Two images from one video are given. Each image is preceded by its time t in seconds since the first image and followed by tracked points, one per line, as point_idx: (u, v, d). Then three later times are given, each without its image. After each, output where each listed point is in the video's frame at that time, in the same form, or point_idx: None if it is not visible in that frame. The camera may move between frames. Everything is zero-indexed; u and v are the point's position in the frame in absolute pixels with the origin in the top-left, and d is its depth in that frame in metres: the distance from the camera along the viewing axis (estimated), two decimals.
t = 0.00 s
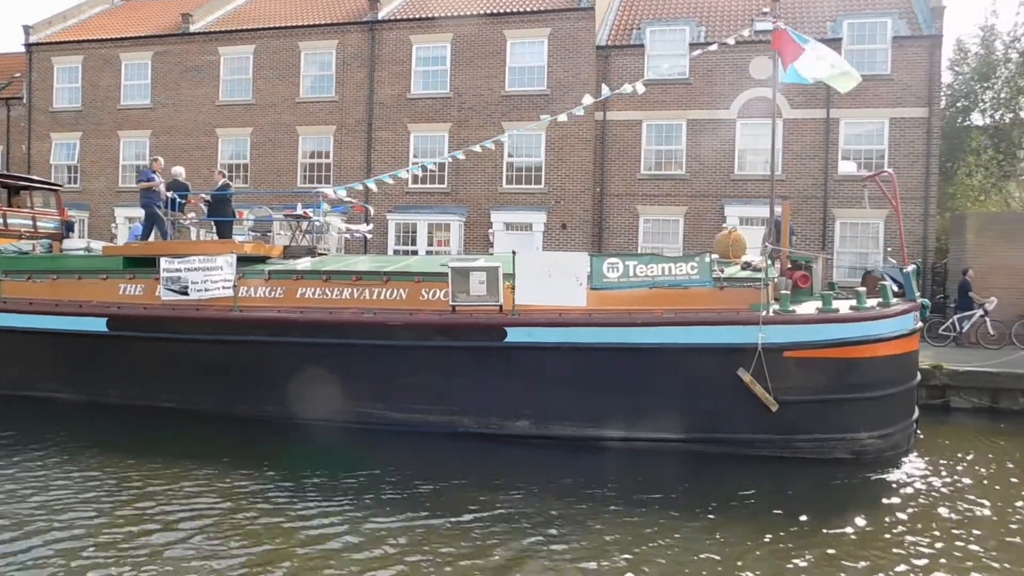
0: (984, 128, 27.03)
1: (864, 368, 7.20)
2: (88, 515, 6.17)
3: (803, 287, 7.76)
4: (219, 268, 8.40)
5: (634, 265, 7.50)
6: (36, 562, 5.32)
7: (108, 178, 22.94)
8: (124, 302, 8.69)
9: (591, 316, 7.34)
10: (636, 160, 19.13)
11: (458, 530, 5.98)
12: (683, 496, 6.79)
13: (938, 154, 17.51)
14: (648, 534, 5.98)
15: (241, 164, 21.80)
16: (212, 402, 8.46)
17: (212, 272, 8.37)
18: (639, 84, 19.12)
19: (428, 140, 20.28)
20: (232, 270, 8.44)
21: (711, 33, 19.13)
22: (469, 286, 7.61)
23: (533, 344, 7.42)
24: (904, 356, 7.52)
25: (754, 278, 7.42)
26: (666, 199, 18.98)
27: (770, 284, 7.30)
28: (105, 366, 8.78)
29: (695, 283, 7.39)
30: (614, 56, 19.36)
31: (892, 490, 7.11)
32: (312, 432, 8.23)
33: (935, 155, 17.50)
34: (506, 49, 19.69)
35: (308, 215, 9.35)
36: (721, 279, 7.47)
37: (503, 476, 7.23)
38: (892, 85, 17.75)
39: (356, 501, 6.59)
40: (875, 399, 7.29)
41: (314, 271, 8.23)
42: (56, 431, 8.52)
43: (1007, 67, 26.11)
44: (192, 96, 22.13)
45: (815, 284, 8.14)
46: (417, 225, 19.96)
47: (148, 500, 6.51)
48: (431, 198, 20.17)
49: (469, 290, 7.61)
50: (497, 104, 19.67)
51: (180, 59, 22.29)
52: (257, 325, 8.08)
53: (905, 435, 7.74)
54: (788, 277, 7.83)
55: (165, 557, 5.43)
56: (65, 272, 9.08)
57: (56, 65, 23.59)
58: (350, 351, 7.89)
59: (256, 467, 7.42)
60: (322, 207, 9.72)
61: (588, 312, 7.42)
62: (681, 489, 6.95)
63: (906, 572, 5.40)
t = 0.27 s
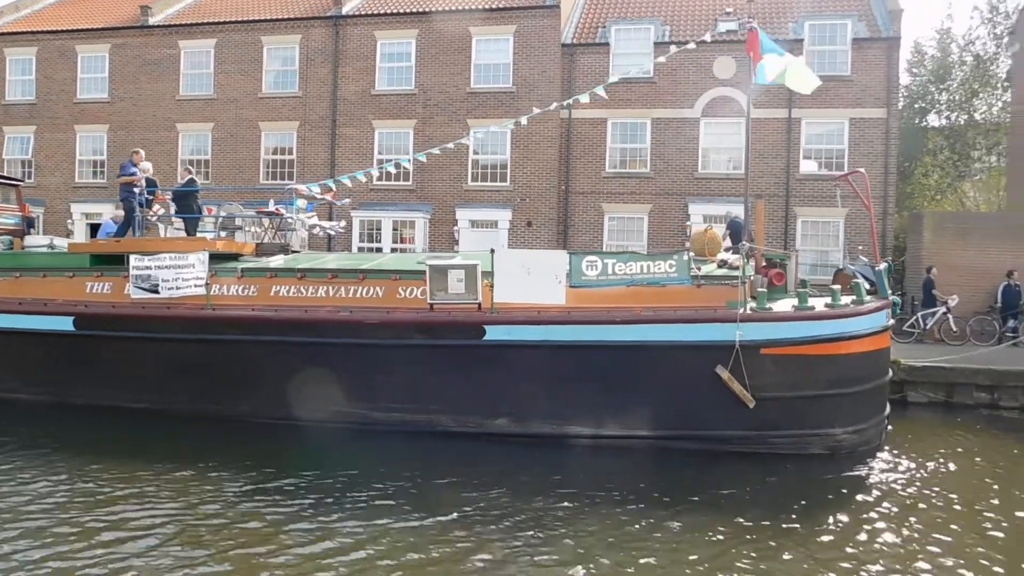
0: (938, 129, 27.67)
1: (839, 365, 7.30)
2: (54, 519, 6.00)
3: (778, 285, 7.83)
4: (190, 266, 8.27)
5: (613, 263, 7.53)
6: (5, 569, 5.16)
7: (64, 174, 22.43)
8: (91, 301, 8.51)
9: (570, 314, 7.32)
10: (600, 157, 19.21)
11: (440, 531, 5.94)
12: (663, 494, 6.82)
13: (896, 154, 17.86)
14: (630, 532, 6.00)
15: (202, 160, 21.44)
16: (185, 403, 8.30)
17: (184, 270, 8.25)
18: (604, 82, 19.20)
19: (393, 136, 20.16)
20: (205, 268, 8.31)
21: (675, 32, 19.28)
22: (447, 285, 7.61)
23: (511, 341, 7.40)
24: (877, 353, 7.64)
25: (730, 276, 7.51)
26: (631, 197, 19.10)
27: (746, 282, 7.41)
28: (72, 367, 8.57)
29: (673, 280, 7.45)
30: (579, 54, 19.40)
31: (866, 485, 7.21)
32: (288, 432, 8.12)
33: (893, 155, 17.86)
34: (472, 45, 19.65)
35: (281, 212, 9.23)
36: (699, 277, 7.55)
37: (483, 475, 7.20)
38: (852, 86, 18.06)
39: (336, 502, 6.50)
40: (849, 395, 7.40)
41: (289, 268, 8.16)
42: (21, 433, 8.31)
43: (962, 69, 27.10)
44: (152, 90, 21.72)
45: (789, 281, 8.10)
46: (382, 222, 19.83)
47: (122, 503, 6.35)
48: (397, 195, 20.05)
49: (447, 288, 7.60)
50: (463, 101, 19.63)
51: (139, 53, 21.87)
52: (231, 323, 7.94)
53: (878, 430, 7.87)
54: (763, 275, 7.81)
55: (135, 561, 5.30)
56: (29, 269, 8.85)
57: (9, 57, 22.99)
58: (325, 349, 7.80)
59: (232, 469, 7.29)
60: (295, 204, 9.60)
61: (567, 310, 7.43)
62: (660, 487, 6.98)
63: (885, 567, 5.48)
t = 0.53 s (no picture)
0: (899, 129, 28.18)
1: (816, 362, 7.41)
2: (21, 527, 5.86)
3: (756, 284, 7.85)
4: (163, 265, 8.15)
5: (593, 262, 7.58)
6: None
7: (19, 169, 21.92)
8: (60, 300, 8.36)
9: (550, 313, 7.36)
10: (567, 156, 19.26)
11: (425, 533, 5.90)
12: (644, 491, 6.86)
13: (857, 154, 18.16)
14: (614, 531, 6.01)
15: (163, 156, 21.08)
16: (158, 404, 8.17)
17: (157, 269, 8.14)
18: (571, 81, 19.26)
19: (358, 134, 20.01)
20: (178, 267, 8.17)
21: (642, 32, 19.39)
22: (427, 284, 7.57)
23: (492, 341, 7.41)
24: (852, 350, 7.77)
25: (710, 275, 7.57)
26: (597, 195, 19.18)
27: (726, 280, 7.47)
28: (33, 368, 8.41)
29: (653, 279, 7.48)
30: (546, 52, 19.38)
31: (843, 480, 7.32)
32: (265, 434, 8.02)
33: (855, 156, 18.16)
34: (439, 43, 19.58)
35: (255, 210, 9.13)
36: (678, 276, 7.59)
37: (465, 475, 7.18)
38: (814, 87, 18.33)
39: (317, 505, 6.43)
40: (826, 392, 7.52)
41: (265, 267, 8.05)
42: None
43: (921, 72, 27.71)
44: (112, 85, 21.31)
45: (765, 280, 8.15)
46: (347, 220, 19.67)
47: (97, 510, 6.21)
48: (363, 192, 19.92)
49: (427, 287, 7.56)
50: (429, 98, 19.55)
51: (98, 46, 21.44)
52: (206, 323, 7.84)
53: (853, 426, 8.00)
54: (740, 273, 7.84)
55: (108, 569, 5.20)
56: None
57: None
58: (303, 349, 7.73)
59: (209, 473, 7.17)
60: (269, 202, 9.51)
61: (547, 309, 7.45)
62: (642, 483, 7.01)
63: (866, 563, 5.56)
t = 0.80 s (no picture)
0: (861, 130, 28.64)
1: (794, 361, 7.50)
2: None
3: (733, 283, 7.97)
4: (137, 263, 8.01)
5: (575, 261, 7.53)
6: None
7: None
8: (28, 300, 8.22)
9: (532, 312, 7.37)
10: (535, 155, 19.28)
11: (410, 533, 5.86)
12: (626, 488, 6.90)
13: (821, 154, 18.43)
14: (598, 529, 6.03)
15: (125, 153, 20.70)
16: (134, 406, 8.04)
17: (130, 268, 7.98)
18: (539, 80, 19.28)
19: (325, 131, 19.84)
20: (152, 265, 8.04)
21: (610, 31, 19.46)
22: (408, 283, 7.51)
23: (474, 340, 7.39)
24: (829, 349, 7.87)
25: (690, 274, 7.59)
26: (565, 194, 19.22)
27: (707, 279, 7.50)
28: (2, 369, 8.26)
29: (635, 279, 7.47)
30: (515, 51, 19.40)
31: (820, 476, 7.42)
32: (243, 435, 7.91)
33: (819, 156, 18.42)
34: (407, 40, 19.48)
35: (229, 207, 8.99)
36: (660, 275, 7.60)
37: (446, 475, 7.15)
38: (780, 88, 18.57)
39: (297, 506, 6.37)
40: (804, 390, 7.62)
41: (241, 266, 7.93)
42: None
43: (882, 75, 28.06)
44: (72, 79, 20.88)
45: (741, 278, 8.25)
46: (314, 218, 19.49)
47: (73, 514, 6.09)
48: (330, 190, 19.77)
49: (408, 287, 7.50)
50: (398, 96, 19.45)
51: (57, 40, 20.99)
52: (182, 323, 7.72)
53: (830, 423, 8.11)
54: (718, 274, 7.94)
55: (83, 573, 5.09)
56: None
57: None
58: (282, 349, 7.65)
59: (188, 475, 7.07)
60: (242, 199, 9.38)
61: (529, 308, 7.43)
62: (623, 481, 7.05)
63: (847, 558, 5.64)
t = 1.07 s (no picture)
0: (835, 130, 28.93)
1: (782, 358, 7.59)
2: None
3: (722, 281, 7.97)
4: (122, 260, 7.93)
5: (566, 259, 7.55)
6: None
7: None
8: (10, 297, 8.11)
9: (522, 310, 7.38)
10: (512, 152, 19.28)
11: (404, 533, 5.84)
12: (617, 485, 6.92)
13: (796, 154, 18.62)
14: (591, 526, 6.05)
15: (96, 148, 20.40)
16: (120, 406, 7.95)
17: (114, 265, 7.89)
18: (516, 78, 19.27)
19: (301, 127, 19.70)
20: (138, 263, 7.98)
21: (587, 29, 19.50)
22: (398, 281, 7.50)
23: (464, 338, 7.38)
24: (814, 347, 7.98)
25: (679, 273, 7.62)
26: (541, 191, 19.23)
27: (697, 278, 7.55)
28: None
29: (625, 277, 7.51)
30: (492, 48, 19.37)
31: (807, 472, 7.51)
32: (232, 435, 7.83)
33: (794, 155, 18.60)
34: (383, 36, 19.39)
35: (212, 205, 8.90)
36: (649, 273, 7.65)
37: (436, 474, 7.15)
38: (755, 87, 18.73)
39: (290, 507, 6.32)
40: (791, 387, 7.70)
41: (228, 263, 7.88)
42: None
43: (857, 76, 28.45)
44: (41, 73, 20.54)
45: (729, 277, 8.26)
46: (289, 215, 19.33)
47: (59, 518, 5.99)
48: (306, 187, 19.64)
49: (398, 284, 7.49)
50: (374, 92, 19.35)
51: (25, 32, 20.63)
52: (168, 321, 7.66)
53: (816, 420, 8.21)
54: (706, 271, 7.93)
55: None
56: None
57: None
58: (271, 347, 7.60)
59: (177, 476, 6.99)
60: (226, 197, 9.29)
61: (520, 306, 7.43)
62: (613, 479, 7.08)
63: (838, 554, 5.71)
